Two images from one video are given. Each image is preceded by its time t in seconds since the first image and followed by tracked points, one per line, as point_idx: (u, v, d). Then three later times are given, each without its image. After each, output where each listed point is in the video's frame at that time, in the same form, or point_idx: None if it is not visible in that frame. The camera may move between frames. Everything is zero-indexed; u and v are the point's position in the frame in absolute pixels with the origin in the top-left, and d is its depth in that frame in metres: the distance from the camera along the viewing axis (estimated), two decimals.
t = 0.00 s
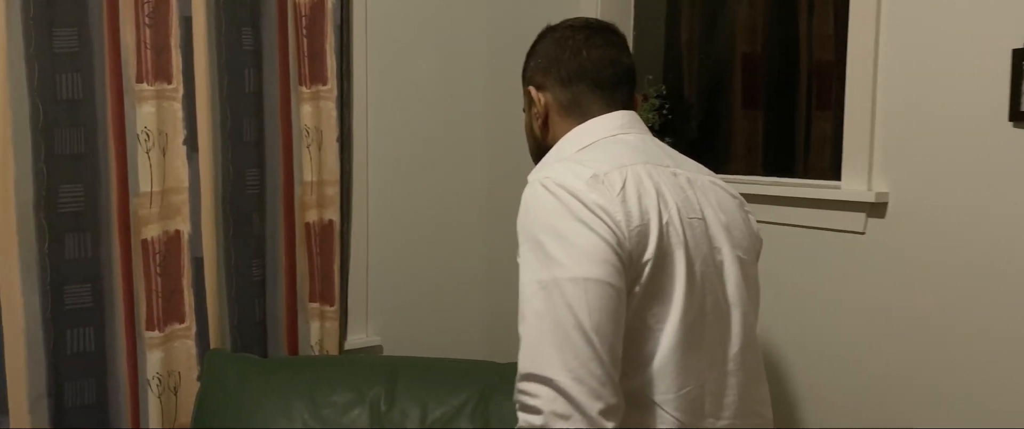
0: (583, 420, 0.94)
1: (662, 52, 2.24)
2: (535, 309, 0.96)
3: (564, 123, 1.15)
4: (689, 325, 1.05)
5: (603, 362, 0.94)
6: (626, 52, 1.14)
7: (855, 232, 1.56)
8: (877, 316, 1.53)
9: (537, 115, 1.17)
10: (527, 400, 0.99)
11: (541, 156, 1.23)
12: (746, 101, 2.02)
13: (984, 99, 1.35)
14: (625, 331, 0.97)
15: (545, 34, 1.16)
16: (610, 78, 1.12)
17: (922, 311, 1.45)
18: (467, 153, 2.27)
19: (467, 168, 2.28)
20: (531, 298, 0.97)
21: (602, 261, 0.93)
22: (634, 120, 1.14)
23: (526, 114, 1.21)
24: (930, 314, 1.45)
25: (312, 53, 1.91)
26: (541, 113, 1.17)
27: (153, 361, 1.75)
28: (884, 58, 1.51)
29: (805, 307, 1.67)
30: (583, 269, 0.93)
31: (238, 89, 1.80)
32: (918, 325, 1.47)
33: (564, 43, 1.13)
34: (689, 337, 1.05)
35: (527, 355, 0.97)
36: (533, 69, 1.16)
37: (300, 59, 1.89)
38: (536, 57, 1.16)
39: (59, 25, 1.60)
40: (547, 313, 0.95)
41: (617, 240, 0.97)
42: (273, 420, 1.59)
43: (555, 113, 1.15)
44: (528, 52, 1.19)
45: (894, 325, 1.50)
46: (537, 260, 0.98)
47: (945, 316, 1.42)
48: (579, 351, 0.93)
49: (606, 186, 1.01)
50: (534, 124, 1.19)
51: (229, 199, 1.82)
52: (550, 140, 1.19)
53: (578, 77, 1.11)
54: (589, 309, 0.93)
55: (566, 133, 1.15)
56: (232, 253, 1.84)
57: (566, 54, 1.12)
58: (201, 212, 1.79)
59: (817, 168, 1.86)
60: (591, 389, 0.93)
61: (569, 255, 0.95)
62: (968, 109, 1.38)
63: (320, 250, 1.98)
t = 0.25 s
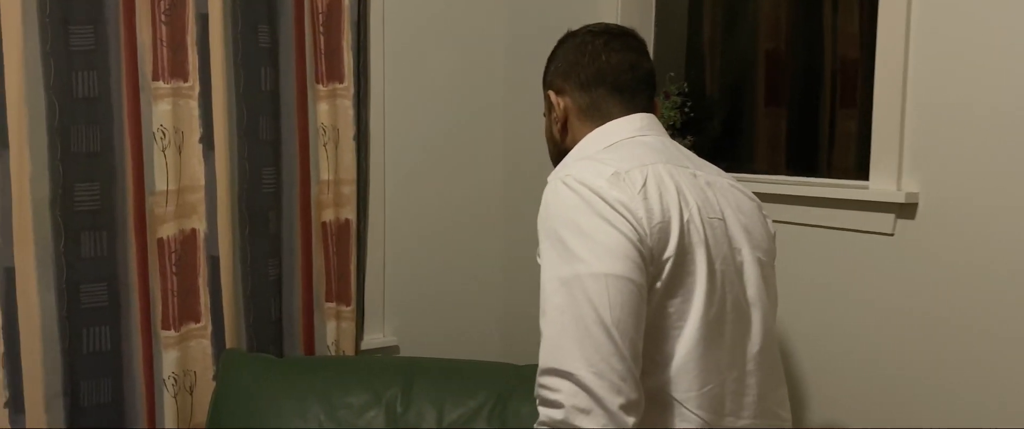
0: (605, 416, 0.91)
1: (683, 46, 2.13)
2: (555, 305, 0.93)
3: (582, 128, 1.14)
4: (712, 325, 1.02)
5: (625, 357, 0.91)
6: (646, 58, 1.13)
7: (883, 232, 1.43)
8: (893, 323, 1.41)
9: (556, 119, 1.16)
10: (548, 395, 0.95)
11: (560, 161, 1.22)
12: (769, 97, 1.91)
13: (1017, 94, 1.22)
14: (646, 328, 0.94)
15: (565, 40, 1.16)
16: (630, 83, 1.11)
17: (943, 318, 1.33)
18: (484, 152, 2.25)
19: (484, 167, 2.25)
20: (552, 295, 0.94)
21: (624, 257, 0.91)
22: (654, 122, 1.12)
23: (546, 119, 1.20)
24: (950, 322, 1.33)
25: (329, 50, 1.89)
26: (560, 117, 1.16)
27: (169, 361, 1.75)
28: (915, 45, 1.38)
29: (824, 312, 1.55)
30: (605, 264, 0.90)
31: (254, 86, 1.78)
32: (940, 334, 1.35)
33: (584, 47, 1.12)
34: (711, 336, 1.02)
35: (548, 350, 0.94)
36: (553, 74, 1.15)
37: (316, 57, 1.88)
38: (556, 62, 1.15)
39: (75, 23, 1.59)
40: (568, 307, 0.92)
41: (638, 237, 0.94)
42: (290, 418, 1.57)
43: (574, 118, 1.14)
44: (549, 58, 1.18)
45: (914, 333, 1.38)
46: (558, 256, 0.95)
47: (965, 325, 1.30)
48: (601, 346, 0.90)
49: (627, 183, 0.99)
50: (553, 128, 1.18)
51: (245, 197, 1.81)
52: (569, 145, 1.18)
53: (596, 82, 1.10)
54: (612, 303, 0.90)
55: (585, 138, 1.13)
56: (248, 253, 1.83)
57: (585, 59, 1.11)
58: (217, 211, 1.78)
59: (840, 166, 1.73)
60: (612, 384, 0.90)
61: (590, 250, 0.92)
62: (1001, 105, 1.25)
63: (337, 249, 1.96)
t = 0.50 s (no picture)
0: (626, 408, 0.87)
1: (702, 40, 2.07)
2: (573, 298, 0.90)
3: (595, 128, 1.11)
4: (733, 321, 0.99)
5: (647, 350, 0.88)
6: (658, 58, 1.11)
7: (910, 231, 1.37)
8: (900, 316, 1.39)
9: (568, 119, 1.14)
10: (568, 390, 0.92)
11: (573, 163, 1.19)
12: (788, 92, 1.85)
13: None
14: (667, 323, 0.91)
15: (577, 40, 1.14)
16: (642, 82, 1.09)
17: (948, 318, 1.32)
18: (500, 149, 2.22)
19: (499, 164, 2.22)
20: (571, 287, 0.91)
21: (645, 248, 0.88)
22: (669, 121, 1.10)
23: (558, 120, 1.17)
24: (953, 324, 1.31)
25: (344, 45, 1.87)
26: (573, 117, 1.13)
27: (182, 359, 1.74)
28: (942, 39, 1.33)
29: (838, 312, 1.52)
30: (626, 256, 0.87)
31: (267, 82, 1.76)
32: (945, 335, 1.33)
33: (596, 47, 1.10)
34: (732, 333, 0.99)
35: (567, 342, 0.90)
36: (564, 75, 1.13)
37: (330, 52, 1.85)
38: (567, 62, 1.13)
39: (88, 19, 1.57)
40: (588, 299, 0.88)
41: (659, 229, 0.91)
42: (303, 417, 1.55)
43: (586, 117, 1.11)
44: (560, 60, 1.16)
45: (917, 334, 1.37)
46: (576, 248, 0.92)
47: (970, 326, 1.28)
48: (622, 339, 0.86)
49: (646, 176, 0.96)
50: (565, 128, 1.16)
51: (258, 194, 1.79)
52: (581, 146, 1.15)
53: (608, 81, 1.08)
54: (633, 294, 0.87)
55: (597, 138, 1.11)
56: (261, 250, 1.81)
57: (596, 58, 1.09)
58: (230, 209, 1.76)
59: (861, 163, 1.67)
60: (635, 377, 0.87)
61: (610, 242, 0.89)
62: None
63: (350, 247, 1.94)
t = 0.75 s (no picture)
0: (643, 403, 0.85)
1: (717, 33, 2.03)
2: (587, 290, 0.88)
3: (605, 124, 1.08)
4: (750, 315, 0.97)
5: (664, 344, 0.85)
6: (671, 53, 1.09)
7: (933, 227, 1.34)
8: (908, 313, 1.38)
9: (580, 115, 1.11)
10: (583, 385, 0.89)
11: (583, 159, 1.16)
12: (805, 88, 1.80)
13: None
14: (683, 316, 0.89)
15: (587, 35, 1.11)
16: (655, 78, 1.06)
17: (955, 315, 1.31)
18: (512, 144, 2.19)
19: (511, 159, 2.20)
20: (585, 279, 0.88)
21: (661, 240, 0.86)
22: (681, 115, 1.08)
23: (569, 115, 1.14)
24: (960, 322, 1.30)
25: (355, 38, 1.85)
26: (583, 113, 1.10)
27: (192, 355, 1.73)
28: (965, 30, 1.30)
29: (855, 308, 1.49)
30: (642, 247, 0.85)
31: (278, 76, 1.75)
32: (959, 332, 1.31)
33: (607, 41, 1.07)
34: (749, 327, 0.97)
35: (581, 336, 0.88)
36: (574, 70, 1.10)
37: (341, 46, 1.83)
38: (578, 57, 1.11)
39: (98, 11, 1.56)
40: (603, 291, 0.86)
41: (675, 220, 0.89)
42: (314, 414, 1.54)
43: (597, 113, 1.08)
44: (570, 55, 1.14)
45: (929, 332, 1.35)
46: (590, 240, 0.90)
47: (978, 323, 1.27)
48: (638, 331, 0.84)
49: (661, 167, 0.94)
50: (575, 124, 1.13)
51: (269, 188, 1.78)
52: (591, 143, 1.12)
53: (620, 75, 1.05)
54: (649, 286, 0.84)
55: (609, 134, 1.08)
56: (272, 245, 1.80)
57: (608, 53, 1.06)
58: (241, 203, 1.75)
59: (879, 160, 1.62)
60: (651, 370, 0.84)
61: (625, 233, 0.87)
62: None
63: (361, 243, 1.93)
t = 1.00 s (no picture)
0: (657, 394, 0.83)
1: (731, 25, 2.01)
2: (600, 281, 0.86)
3: (613, 117, 1.06)
4: (765, 307, 0.95)
5: (679, 335, 0.84)
6: (679, 44, 1.06)
7: (950, 220, 1.29)
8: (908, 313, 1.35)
9: (587, 107, 1.09)
10: (595, 376, 0.87)
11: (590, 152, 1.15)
12: (818, 81, 1.77)
13: None
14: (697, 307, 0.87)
15: (595, 26, 1.09)
16: (663, 70, 1.04)
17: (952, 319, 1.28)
18: (522, 137, 2.18)
19: (521, 152, 2.18)
20: (597, 270, 0.87)
21: (674, 230, 0.84)
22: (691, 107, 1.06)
23: (576, 107, 1.13)
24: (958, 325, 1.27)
25: (364, 30, 1.83)
26: (591, 105, 1.08)
27: (201, 347, 1.73)
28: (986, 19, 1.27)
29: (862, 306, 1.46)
30: (655, 236, 0.84)
31: (287, 67, 1.73)
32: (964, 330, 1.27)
33: (615, 32, 1.06)
34: (764, 319, 0.95)
35: (594, 327, 0.86)
36: (582, 62, 1.09)
37: (350, 37, 1.82)
38: (586, 49, 1.09)
39: (106, 2, 1.55)
40: (615, 280, 0.84)
41: (688, 209, 0.88)
42: (323, 408, 1.53)
43: (605, 105, 1.07)
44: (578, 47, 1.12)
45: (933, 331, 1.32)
46: (601, 231, 0.88)
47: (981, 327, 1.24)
48: (651, 321, 0.82)
49: (673, 156, 0.92)
50: (582, 116, 1.11)
51: (278, 180, 1.76)
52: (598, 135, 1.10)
53: (628, 67, 1.03)
54: (663, 276, 0.83)
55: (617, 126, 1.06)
56: (281, 239, 1.79)
57: (616, 44, 1.04)
58: (250, 196, 1.74)
59: (893, 153, 1.59)
60: (666, 361, 0.82)
61: (638, 222, 0.85)
62: None
63: (371, 236, 1.91)
